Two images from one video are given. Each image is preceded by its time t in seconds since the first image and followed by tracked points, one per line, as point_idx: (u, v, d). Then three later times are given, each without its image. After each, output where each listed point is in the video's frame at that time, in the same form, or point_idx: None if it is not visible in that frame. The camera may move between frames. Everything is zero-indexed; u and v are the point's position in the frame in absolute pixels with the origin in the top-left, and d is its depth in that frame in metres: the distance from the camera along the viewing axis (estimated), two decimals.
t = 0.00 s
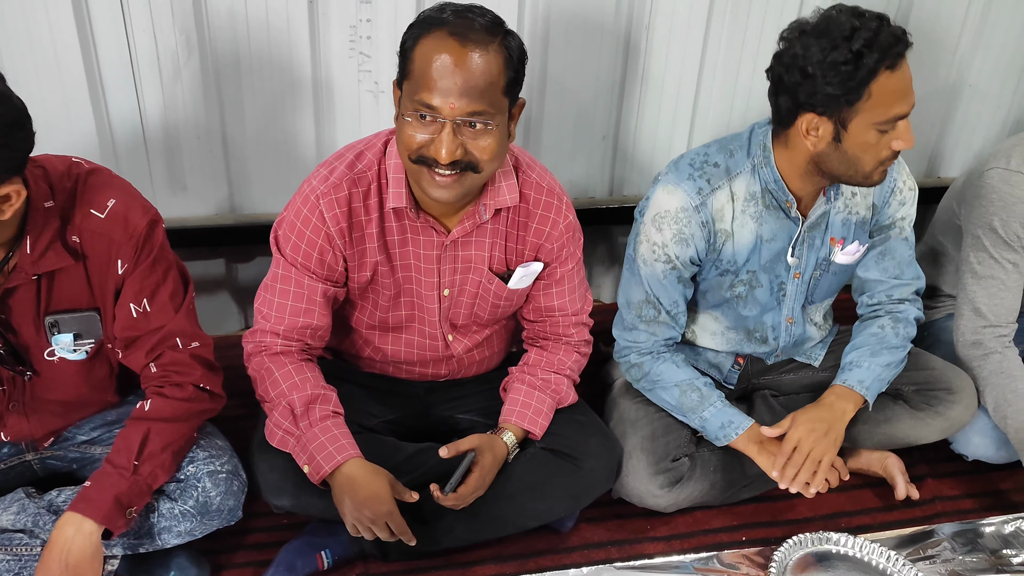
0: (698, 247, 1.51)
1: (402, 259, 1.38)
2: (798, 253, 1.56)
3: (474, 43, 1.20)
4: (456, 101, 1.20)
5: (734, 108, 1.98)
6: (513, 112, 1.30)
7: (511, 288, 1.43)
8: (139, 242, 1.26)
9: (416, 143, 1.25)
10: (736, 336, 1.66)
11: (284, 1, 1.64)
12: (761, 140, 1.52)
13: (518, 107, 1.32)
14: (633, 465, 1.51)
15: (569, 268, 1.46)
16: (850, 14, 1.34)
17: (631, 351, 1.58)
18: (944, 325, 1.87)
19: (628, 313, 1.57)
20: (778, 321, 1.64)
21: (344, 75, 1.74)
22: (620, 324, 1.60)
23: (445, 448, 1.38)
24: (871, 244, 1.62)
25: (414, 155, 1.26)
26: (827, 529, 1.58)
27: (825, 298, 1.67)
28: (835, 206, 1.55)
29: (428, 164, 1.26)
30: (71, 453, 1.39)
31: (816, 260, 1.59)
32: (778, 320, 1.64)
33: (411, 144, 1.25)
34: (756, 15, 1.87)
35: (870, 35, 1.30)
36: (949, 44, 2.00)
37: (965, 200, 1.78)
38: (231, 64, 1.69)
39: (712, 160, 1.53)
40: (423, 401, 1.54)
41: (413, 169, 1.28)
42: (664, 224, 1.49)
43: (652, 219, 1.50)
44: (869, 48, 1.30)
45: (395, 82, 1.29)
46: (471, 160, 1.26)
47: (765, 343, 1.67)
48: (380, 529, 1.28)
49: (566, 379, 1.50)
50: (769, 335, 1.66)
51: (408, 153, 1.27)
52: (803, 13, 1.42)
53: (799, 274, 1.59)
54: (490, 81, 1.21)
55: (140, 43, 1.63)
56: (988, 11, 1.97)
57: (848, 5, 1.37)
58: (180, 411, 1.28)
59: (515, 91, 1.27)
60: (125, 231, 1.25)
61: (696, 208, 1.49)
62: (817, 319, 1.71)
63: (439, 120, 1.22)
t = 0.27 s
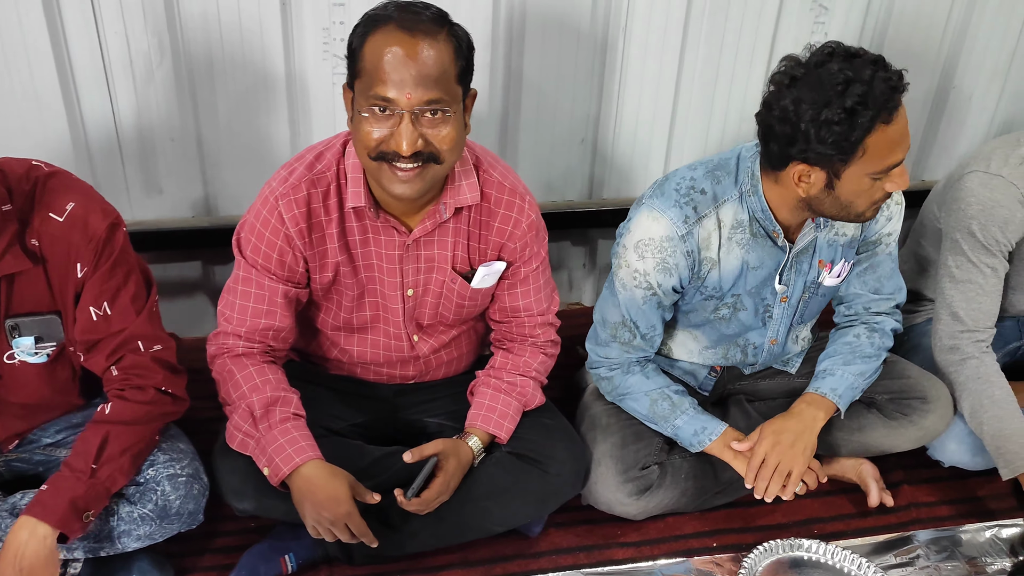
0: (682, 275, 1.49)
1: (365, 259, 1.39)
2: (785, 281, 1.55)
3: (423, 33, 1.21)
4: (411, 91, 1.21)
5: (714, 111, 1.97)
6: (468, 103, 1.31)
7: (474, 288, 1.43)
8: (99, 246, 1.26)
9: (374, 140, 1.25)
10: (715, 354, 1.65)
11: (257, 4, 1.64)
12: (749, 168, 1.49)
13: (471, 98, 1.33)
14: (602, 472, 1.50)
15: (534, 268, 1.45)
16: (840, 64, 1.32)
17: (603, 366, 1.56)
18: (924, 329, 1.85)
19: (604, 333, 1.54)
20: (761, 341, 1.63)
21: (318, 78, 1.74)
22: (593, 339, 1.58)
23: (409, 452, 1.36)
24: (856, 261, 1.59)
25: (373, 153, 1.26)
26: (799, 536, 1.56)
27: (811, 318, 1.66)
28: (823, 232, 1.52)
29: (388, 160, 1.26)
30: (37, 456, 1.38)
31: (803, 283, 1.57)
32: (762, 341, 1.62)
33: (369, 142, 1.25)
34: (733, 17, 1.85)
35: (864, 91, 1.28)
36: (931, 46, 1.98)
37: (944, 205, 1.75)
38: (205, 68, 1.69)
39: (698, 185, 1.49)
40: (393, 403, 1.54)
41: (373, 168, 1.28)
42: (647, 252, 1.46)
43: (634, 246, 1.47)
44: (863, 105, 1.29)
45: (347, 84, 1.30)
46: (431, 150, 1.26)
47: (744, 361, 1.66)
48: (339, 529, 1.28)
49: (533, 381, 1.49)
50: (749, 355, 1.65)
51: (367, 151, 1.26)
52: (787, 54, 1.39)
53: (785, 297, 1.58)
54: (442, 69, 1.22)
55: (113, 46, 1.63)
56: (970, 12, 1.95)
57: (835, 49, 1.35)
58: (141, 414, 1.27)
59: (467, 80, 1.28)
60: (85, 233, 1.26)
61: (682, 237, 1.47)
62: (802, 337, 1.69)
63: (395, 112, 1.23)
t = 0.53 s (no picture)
0: (660, 288, 1.47)
1: (333, 258, 1.39)
2: (765, 292, 1.54)
3: (383, 26, 1.21)
4: (376, 83, 1.21)
5: (693, 111, 1.96)
6: (430, 97, 1.31)
7: (441, 285, 1.44)
8: (64, 248, 1.26)
9: (339, 134, 1.25)
10: (691, 359, 1.64)
11: (230, 7, 1.64)
12: (728, 181, 1.45)
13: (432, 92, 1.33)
14: (573, 475, 1.50)
15: (502, 266, 1.46)
16: (830, 87, 1.27)
17: (574, 370, 1.56)
18: (903, 329, 1.85)
19: (578, 341, 1.53)
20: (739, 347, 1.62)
21: (293, 78, 1.74)
22: (566, 343, 1.58)
23: (377, 454, 1.36)
24: (835, 266, 1.56)
25: (339, 147, 1.26)
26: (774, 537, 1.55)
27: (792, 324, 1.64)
28: (803, 241, 1.50)
29: (355, 155, 1.26)
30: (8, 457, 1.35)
31: (782, 293, 1.55)
32: (740, 348, 1.61)
33: (334, 136, 1.25)
34: (711, 17, 1.84)
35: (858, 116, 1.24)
36: (911, 45, 1.97)
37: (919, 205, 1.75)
38: (179, 70, 1.69)
39: (675, 198, 1.46)
40: (365, 404, 1.54)
41: (339, 164, 1.28)
42: (623, 266, 1.44)
43: (611, 260, 1.45)
44: (858, 130, 1.24)
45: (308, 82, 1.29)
46: (399, 144, 1.26)
47: (722, 367, 1.66)
48: (304, 530, 1.28)
49: (502, 381, 1.49)
50: (726, 363, 1.65)
51: (332, 146, 1.26)
52: (771, 75, 1.33)
53: (764, 306, 1.56)
54: (405, 61, 1.22)
55: (86, 48, 1.63)
56: (950, 11, 1.94)
57: (821, 70, 1.30)
58: (106, 416, 1.27)
59: (429, 73, 1.28)
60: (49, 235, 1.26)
61: (660, 252, 1.44)
62: (782, 342, 1.68)
63: (360, 105, 1.22)
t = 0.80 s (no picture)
0: (629, 289, 1.47)
1: (301, 261, 1.39)
2: (736, 293, 1.53)
3: (373, 44, 1.20)
4: (376, 105, 1.20)
5: (671, 112, 1.96)
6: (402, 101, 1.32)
7: (410, 286, 1.43)
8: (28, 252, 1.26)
9: (335, 155, 1.23)
10: (665, 359, 1.64)
11: (202, 7, 1.63)
12: (697, 180, 1.45)
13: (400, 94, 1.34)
14: (545, 477, 1.49)
15: (472, 267, 1.46)
16: (800, 88, 1.25)
17: (546, 371, 1.56)
18: (879, 330, 1.84)
19: (548, 341, 1.53)
20: (713, 348, 1.61)
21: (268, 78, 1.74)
22: (538, 345, 1.58)
23: (346, 458, 1.35)
24: (808, 266, 1.55)
25: (335, 168, 1.24)
26: (748, 538, 1.55)
27: (767, 324, 1.64)
28: (774, 241, 1.49)
29: (351, 173, 1.25)
30: None
31: (754, 292, 1.55)
32: (713, 349, 1.61)
33: (331, 158, 1.23)
34: (688, 16, 1.84)
35: (828, 117, 1.23)
36: (890, 44, 1.96)
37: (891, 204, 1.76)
38: (152, 70, 1.68)
39: (644, 197, 1.45)
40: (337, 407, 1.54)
41: (332, 182, 1.26)
42: (592, 266, 1.43)
43: (580, 260, 1.44)
44: (829, 132, 1.23)
45: (282, 98, 1.25)
46: (394, 158, 1.27)
47: (696, 367, 1.66)
48: (269, 532, 1.27)
49: (473, 382, 1.49)
50: (699, 363, 1.65)
51: (327, 167, 1.24)
52: (740, 75, 1.32)
53: (737, 306, 1.55)
54: (394, 77, 1.22)
55: (58, 49, 1.62)
56: (928, 10, 1.93)
57: (789, 71, 1.29)
58: (72, 420, 1.27)
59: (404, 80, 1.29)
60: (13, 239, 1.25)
61: (628, 252, 1.43)
62: (757, 343, 1.67)
63: (361, 127, 1.21)
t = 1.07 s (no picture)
0: (596, 283, 1.46)
1: (268, 267, 1.36)
2: (705, 289, 1.52)
3: (356, 56, 1.20)
4: (369, 119, 1.20)
5: (649, 110, 1.93)
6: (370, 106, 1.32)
7: (379, 291, 1.40)
8: None
9: (332, 173, 1.23)
10: (638, 358, 1.63)
11: (168, 3, 1.61)
12: (663, 174, 1.45)
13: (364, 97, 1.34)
14: (515, 480, 1.47)
15: (442, 270, 1.43)
16: (761, 77, 1.26)
17: (518, 372, 1.54)
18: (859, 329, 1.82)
19: (518, 339, 1.52)
20: (684, 345, 1.60)
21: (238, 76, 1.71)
22: (509, 345, 1.56)
23: (309, 462, 1.33)
24: (780, 264, 1.55)
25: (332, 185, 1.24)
26: (722, 542, 1.53)
27: (739, 321, 1.63)
28: (743, 236, 1.49)
29: (347, 187, 1.25)
30: None
31: (725, 289, 1.54)
32: (685, 347, 1.60)
33: (328, 176, 1.22)
34: (665, 12, 1.81)
35: (789, 106, 1.24)
36: (870, 39, 1.94)
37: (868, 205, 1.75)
38: (118, 67, 1.65)
39: (610, 191, 1.45)
40: (306, 411, 1.51)
41: (328, 198, 1.26)
42: (559, 260, 1.42)
43: (546, 254, 1.43)
44: (789, 120, 1.24)
45: (265, 124, 1.23)
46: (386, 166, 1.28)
47: (669, 367, 1.64)
48: (233, 542, 1.25)
49: (444, 387, 1.47)
50: (672, 363, 1.64)
51: (324, 186, 1.24)
52: (704, 64, 1.33)
53: (707, 303, 1.55)
54: (380, 88, 1.22)
55: (21, 47, 1.59)
56: (909, 6, 1.91)
57: (751, 61, 1.30)
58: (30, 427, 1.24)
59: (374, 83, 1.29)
60: None
61: (594, 246, 1.42)
62: (732, 341, 1.66)
63: (354, 142, 1.21)
